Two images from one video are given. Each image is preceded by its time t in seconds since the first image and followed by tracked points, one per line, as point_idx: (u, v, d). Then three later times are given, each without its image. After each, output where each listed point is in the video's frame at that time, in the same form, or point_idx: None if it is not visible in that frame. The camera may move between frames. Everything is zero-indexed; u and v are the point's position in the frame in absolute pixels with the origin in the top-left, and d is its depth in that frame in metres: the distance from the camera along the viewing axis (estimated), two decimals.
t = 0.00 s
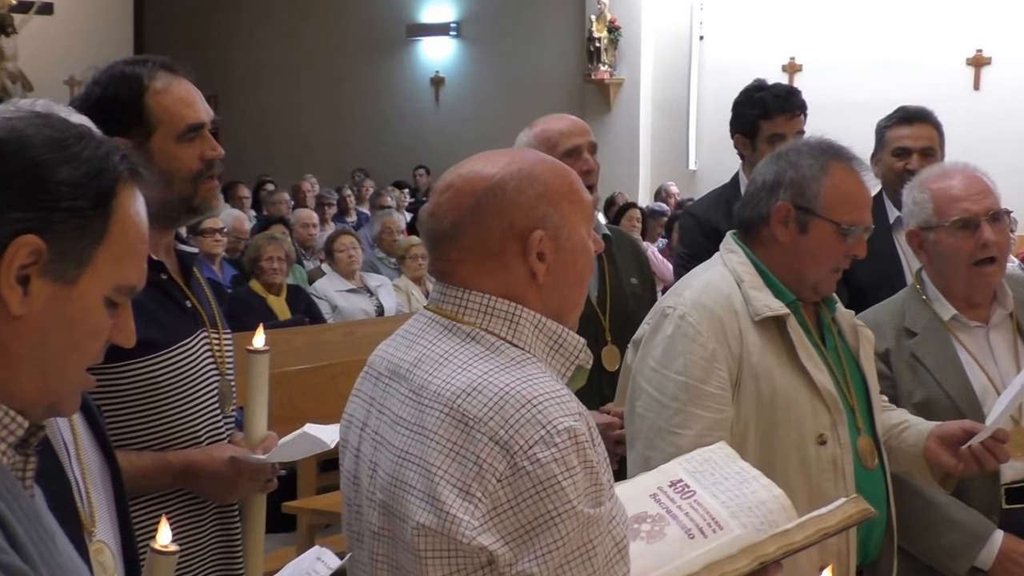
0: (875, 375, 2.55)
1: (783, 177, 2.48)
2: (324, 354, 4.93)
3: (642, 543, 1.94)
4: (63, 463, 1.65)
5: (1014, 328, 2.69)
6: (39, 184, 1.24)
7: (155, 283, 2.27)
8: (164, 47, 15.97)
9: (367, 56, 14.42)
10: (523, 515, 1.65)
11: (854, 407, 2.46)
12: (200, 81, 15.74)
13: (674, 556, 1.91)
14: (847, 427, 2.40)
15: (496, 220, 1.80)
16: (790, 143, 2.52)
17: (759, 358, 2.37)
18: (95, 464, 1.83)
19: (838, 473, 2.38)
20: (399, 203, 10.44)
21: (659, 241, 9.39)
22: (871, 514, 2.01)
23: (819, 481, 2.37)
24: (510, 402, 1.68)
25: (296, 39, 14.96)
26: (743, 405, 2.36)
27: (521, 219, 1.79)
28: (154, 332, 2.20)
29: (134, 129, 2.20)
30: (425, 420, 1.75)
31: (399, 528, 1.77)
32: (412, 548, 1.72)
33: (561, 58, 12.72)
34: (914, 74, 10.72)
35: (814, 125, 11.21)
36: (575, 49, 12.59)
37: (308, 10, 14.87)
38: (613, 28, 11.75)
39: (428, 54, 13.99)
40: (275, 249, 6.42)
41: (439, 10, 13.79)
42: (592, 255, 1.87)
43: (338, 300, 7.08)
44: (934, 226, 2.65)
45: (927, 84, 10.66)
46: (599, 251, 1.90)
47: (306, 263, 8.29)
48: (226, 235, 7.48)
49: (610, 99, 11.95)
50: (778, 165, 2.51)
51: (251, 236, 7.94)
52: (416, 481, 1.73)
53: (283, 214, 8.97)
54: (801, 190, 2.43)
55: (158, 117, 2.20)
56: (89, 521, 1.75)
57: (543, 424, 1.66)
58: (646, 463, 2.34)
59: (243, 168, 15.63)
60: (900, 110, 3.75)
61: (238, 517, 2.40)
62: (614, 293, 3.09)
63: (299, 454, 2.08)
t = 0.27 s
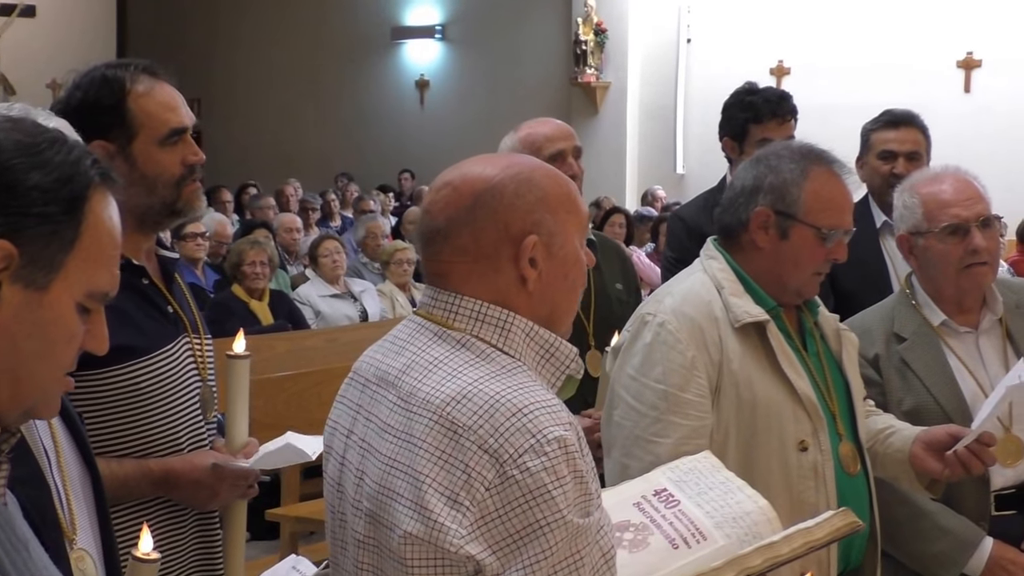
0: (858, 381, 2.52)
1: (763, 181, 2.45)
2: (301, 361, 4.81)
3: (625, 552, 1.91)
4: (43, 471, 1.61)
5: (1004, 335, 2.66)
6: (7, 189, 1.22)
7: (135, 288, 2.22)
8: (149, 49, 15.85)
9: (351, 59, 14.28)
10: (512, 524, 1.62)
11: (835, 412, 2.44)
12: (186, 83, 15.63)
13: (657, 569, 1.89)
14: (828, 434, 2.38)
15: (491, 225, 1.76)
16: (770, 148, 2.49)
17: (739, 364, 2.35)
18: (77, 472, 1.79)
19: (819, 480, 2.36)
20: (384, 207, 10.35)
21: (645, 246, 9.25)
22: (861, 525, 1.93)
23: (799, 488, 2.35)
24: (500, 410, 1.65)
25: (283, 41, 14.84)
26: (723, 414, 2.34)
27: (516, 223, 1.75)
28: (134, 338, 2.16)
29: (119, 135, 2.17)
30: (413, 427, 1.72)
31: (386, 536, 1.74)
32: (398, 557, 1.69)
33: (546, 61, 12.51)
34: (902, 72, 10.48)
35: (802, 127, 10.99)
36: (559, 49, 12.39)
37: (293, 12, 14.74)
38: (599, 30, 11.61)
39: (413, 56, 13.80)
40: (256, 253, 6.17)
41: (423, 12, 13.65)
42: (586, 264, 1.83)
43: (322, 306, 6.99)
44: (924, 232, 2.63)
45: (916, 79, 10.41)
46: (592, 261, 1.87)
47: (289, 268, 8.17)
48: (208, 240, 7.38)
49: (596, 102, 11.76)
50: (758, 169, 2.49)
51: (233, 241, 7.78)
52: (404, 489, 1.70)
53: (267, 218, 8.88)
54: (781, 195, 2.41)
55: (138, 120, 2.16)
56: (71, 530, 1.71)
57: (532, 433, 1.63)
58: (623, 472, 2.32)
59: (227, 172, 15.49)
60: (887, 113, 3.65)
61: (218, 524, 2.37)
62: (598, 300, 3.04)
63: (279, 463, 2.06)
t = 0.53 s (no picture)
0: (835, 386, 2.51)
1: (740, 185, 2.46)
2: (282, 369, 4.75)
3: (610, 555, 1.92)
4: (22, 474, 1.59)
5: (986, 339, 2.61)
6: None
7: (112, 291, 2.21)
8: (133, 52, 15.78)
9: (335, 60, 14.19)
10: (492, 530, 1.61)
11: (812, 416, 2.43)
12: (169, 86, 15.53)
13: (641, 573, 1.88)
14: (806, 438, 2.37)
15: (472, 227, 1.74)
16: (747, 152, 2.49)
17: (716, 369, 2.35)
18: (57, 476, 1.77)
19: (797, 484, 2.35)
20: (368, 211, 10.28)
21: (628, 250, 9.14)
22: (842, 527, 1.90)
23: (778, 492, 2.34)
24: (478, 417, 1.64)
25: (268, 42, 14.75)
26: (701, 417, 2.34)
27: (498, 226, 1.74)
28: (114, 342, 2.15)
29: (91, 136, 2.17)
30: (394, 434, 1.71)
31: (369, 542, 1.73)
32: (379, 564, 1.67)
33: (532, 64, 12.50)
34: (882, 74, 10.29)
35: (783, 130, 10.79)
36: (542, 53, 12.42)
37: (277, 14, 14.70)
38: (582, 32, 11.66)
39: (396, 60, 13.77)
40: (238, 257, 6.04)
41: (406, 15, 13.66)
42: (568, 271, 1.82)
43: (305, 309, 6.82)
44: (907, 238, 2.58)
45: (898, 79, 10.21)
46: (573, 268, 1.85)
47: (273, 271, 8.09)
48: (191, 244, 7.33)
49: (579, 105, 11.84)
50: (735, 171, 2.50)
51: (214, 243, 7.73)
52: (383, 496, 1.69)
53: (251, 221, 8.83)
54: (757, 199, 2.41)
55: (115, 121, 2.17)
56: (51, 535, 1.68)
57: (510, 438, 1.62)
58: (600, 476, 2.32)
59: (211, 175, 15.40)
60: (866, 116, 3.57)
61: (199, 529, 2.35)
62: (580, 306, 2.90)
63: (256, 466, 2.04)
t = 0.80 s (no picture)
0: (814, 391, 2.50)
1: (719, 188, 2.46)
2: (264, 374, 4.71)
3: (601, 555, 1.89)
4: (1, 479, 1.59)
5: (966, 343, 2.58)
6: None
7: (89, 294, 2.20)
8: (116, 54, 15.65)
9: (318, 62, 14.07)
10: (465, 536, 1.61)
11: (792, 420, 2.42)
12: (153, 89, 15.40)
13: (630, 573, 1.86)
14: (786, 442, 2.37)
15: (443, 233, 1.75)
16: (727, 155, 2.49)
17: (695, 373, 2.35)
18: (36, 482, 1.76)
19: (778, 489, 2.35)
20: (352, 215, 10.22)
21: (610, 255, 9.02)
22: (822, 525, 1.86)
23: (759, 498, 2.35)
24: (450, 422, 1.64)
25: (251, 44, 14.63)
26: (681, 422, 2.34)
27: (468, 229, 1.75)
28: (91, 346, 2.15)
29: (65, 139, 2.17)
30: (368, 440, 1.70)
31: (345, 548, 1.72)
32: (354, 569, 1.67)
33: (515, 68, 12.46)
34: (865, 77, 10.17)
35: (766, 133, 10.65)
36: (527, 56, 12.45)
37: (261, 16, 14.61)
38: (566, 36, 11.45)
39: (379, 63, 13.72)
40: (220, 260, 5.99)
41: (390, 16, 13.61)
42: (541, 272, 1.82)
43: (289, 312, 6.64)
44: (888, 243, 2.54)
45: (881, 82, 10.09)
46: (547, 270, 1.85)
47: (255, 274, 7.99)
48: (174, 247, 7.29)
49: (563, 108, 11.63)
50: (715, 174, 2.50)
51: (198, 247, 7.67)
52: (358, 502, 1.69)
53: (234, 225, 8.76)
54: (736, 203, 2.42)
55: (91, 124, 2.17)
56: (29, 542, 1.68)
57: (480, 442, 1.62)
58: (581, 481, 2.32)
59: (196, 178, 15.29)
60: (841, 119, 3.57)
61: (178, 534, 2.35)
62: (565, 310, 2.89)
63: (235, 470, 2.03)
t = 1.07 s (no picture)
0: (792, 395, 2.49)
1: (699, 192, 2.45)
2: (242, 380, 4.67)
3: (583, 558, 1.88)
4: None
5: (946, 347, 2.53)
6: None
7: (65, 298, 2.18)
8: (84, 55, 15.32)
9: (297, 65, 13.98)
10: (440, 539, 1.61)
11: (770, 424, 2.41)
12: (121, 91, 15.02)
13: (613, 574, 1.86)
14: (764, 447, 2.36)
15: (417, 236, 1.74)
16: (708, 159, 2.48)
17: (673, 376, 2.34)
18: (10, 487, 1.74)
19: (756, 495, 2.35)
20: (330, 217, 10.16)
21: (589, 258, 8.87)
22: (801, 526, 1.88)
23: (739, 502, 2.34)
24: (426, 425, 1.63)
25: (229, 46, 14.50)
26: (659, 426, 2.34)
27: (442, 233, 1.74)
28: (66, 350, 2.13)
29: (39, 142, 2.15)
30: (343, 444, 1.69)
31: (321, 552, 1.71)
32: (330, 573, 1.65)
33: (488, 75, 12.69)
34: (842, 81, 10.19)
35: (744, 136, 10.65)
36: (509, 61, 12.53)
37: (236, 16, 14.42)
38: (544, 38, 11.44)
39: (358, 66, 13.66)
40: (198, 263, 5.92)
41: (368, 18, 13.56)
42: (517, 272, 1.81)
43: (268, 315, 6.57)
44: (865, 247, 2.48)
45: (858, 85, 10.11)
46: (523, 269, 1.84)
47: (232, 277, 7.89)
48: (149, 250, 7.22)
49: (541, 110, 11.66)
50: (694, 178, 2.49)
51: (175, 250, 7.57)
52: (334, 505, 1.67)
53: (209, 228, 8.68)
54: (718, 207, 2.41)
55: (66, 127, 2.15)
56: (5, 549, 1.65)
57: (456, 446, 1.61)
58: (560, 485, 2.31)
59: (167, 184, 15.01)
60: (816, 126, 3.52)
61: (154, 542, 2.33)
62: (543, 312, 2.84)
63: (212, 478, 2.01)
